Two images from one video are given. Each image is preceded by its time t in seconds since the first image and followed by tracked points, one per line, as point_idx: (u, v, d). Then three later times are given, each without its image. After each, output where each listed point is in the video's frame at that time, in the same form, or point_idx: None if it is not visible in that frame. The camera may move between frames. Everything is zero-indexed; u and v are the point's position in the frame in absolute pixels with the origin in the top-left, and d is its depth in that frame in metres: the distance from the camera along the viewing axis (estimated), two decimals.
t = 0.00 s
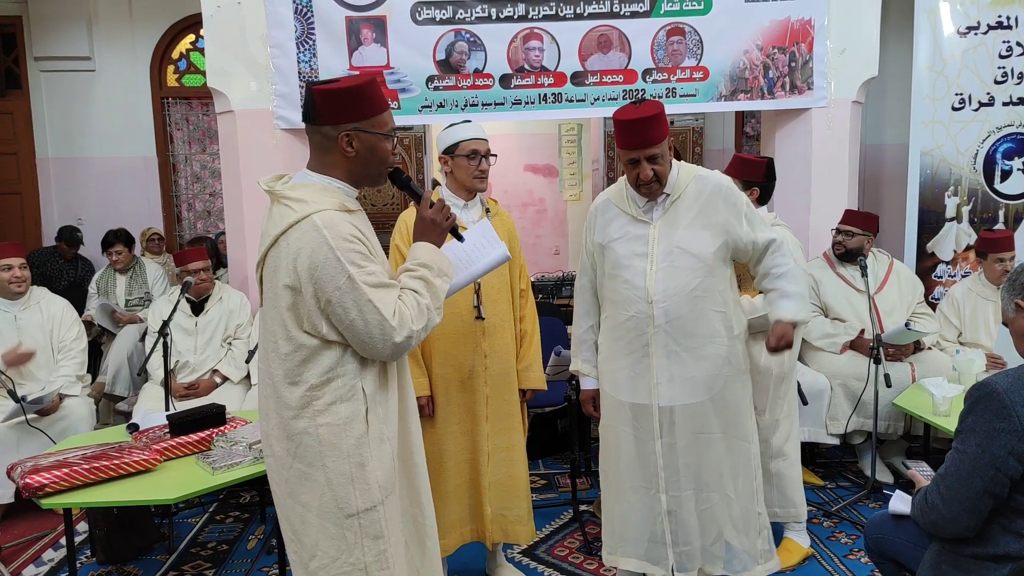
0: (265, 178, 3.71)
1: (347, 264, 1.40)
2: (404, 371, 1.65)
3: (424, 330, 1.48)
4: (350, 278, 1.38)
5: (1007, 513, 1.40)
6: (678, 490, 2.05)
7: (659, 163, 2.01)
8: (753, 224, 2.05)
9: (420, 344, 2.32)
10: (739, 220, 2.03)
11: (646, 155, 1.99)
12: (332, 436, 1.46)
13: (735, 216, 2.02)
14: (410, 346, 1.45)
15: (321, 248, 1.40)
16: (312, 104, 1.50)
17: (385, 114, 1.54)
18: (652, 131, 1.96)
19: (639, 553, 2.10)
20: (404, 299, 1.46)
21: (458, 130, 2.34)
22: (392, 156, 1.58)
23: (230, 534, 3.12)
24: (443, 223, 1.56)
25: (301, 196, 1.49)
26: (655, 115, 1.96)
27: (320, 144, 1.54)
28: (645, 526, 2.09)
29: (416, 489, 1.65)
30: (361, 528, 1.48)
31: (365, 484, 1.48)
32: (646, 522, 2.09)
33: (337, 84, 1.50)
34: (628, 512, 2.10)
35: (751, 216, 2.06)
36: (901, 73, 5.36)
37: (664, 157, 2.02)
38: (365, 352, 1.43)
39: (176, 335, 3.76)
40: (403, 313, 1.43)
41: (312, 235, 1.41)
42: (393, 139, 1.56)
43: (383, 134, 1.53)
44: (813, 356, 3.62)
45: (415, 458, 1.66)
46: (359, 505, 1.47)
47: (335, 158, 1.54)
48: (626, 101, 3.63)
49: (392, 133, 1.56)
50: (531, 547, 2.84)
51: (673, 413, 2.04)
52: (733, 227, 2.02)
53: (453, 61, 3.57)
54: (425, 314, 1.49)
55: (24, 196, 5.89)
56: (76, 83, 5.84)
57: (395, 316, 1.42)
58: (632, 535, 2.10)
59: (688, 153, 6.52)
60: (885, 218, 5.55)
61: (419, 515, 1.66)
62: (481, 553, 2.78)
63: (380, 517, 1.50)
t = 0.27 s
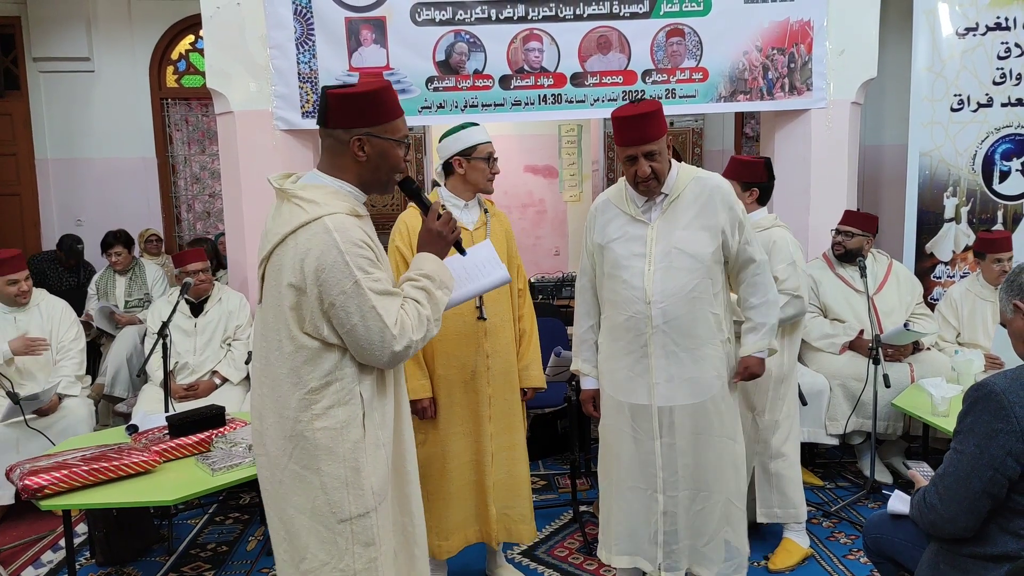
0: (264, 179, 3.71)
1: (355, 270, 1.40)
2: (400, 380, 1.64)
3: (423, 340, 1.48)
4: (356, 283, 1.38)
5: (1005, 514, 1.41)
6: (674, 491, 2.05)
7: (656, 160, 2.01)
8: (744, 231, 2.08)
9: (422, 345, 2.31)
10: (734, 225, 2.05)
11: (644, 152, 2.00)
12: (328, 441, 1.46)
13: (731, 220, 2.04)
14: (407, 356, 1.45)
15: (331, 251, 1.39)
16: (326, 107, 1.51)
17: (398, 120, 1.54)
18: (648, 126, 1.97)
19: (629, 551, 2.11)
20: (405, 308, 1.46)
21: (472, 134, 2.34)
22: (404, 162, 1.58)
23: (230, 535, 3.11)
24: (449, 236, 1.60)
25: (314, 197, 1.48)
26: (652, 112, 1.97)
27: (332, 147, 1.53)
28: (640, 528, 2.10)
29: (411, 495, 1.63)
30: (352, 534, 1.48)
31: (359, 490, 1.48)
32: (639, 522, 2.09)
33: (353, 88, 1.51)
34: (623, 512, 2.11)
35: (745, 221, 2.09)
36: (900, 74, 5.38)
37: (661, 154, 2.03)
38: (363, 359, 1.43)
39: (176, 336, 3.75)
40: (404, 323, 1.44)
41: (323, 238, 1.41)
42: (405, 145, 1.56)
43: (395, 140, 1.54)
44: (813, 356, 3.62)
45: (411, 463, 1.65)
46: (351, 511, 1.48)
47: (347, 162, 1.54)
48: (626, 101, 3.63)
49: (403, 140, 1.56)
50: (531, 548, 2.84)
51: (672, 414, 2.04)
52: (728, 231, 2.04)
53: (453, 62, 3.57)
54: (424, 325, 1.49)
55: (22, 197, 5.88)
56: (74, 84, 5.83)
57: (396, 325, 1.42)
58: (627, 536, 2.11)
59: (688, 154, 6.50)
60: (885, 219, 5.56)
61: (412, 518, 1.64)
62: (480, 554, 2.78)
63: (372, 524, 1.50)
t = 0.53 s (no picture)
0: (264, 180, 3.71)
1: (358, 262, 1.40)
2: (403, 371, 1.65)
3: (428, 330, 1.49)
4: (361, 276, 1.39)
5: (1004, 515, 1.41)
6: (671, 491, 2.05)
7: (657, 160, 2.02)
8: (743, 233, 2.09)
9: (428, 347, 2.29)
10: (733, 226, 2.05)
11: (644, 151, 2.00)
12: (332, 438, 1.46)
13: (730, 221, 2.05)
14: (414, 348, 1.46)
15: (333, 244, 1.40)
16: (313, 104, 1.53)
17: (384, 111, 1.53)
18: (649, 124, 1.97)
19: (623, 550, 2.11)
20: (410, 301, 1.47)
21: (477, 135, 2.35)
22: (394, 156, 1.57)
23: (230, 536, 3.11)
24: (448, 227, 1.60)
25: (314, 194, 1.48)
26: (654, 111, 1.97)
27: (320, 142, 1.55)
28: (634, 529, 2.09)
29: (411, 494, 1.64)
30: (356, 531, 1.49)
31: (359, 488, 1.48)
32: (635, 523, 2.09)
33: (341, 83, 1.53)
34: (620, 513, 2.11)
35: (744, 223, 2.09)
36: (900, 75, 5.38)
37: (662, 155, 2.03)
38: (370, 352, 1.43)
39: (176, 337, 3.75)
40: (409, 314, 1.45)
41: (325, 232, 1.41)
42: (393, 137, 1.55)
43: (381, 131, 1.53)
44: (813, 357, 3.63)
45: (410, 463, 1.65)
46: (353, 509, 1.48)
47: (334, 155, 1.54)
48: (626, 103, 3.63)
49: (392, 131, 1.55)
50: (531, 548, 2.85)
51: (671, 415, 2.04)
52: (728, 233, 2.04)
53: (453, 63, 3.57)
54: (429, 315, 1.50)
55: (22, 198, 5.88)
56: (74, 85, 5.83)
57: (402, 316, 1.43)
58: (624, 537, 2.10)
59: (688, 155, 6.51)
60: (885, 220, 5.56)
61: (411, 515, 1.66)
62: (481, 557, 2.77)
63: (375, 522, 1.51)
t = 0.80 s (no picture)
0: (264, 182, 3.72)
1: (347, 257, 1.40)
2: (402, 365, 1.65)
3: (424, 320, 1.47)
4: (350, 272, 1.38)
5: (1004, 515, 1.41)
6: (669, 492, 2.05)
7: (656, 160, 2.02)
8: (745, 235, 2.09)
9: (427, 348, 2.30)
10: (734, 228, 2.06)
11: (642, 151, 2.01)
12: (333, 435, 1.46)
13: (731, 223, 2.05)
14: (410, 340, 1.44)
15: (320, 241, 1.40)
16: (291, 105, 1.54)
17: (361, 104, 1.53)
18: (648, 125, 1.97)
19: (623, 552, 2.11)
20: (403, 293, 1.46)
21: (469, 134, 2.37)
22: (377, 147, 1.56)
23: (230, 538, 3.11)
24: (439, 213, 1.57)
25: (298, 193, 1.49)
26: (654, 112, 1.98)
27: (302, 141, 1.56)
28: (633, 530, 2.09)
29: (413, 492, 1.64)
30: (360, 528, 1.48)
31: (363, 481, 1.48)
32: (633, 524, 2.09)
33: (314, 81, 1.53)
34: (620, 514, 2.10)
35: (745, 224, 2.09)
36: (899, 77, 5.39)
37: (662, 157, 2.03)
38: (367, 346, 1.43)
39: (176, 338, 3.75)
40: (402, 305, 1.43)
41: (311, 229, 1.41)
42: (373, 129, 1.54)
43: (359, 124, 1.52)
44: (812, 358, 3.64)
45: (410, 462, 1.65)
46: (358, 504, 1.47)
47: (316, 153, 1.54)
48: (626, 104, 3.63)
49: (371, 123, 1.54)
50: (530, 549, 2.85)
51: (671, 415, 2.04)
52: (728, 234, 2.04)
53: (452, 64, 3.57)
54: (424, 306, 1.48)
55: (22, 199, 5.88)
56: (73, 86, 5.83)
57: (394, 308, 1.42)
58: (624, 538, 2.10)
59: (687, 156, 6.49)
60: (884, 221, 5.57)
61: (412, 515, 1.65)
62: (480, 559, 2.77)
63: (379, 516, 1.51)
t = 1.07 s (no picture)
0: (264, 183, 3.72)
1: (355, 262, 1.40)
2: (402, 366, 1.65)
3: (430, 324, 1.48)
4: (359, 276, 1.38)
5: (1004, 515, 1.41)
6: (669, 494, 2.05)
7: (654, 160, 2.01)
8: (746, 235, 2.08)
9: (423, 349, 2.31)
10: (735, 228, 2.06)
11: (639, 150, 2.00)
12: (331, 438, 1.46)
13: (732, 223, 2.05)
14: (417, 344, 1.45)
15: (329, 245, 1.40)
16: (301, 106, 1.53)
17: (376, 109, 1.54)
18: (648, 124, 1.97)
19: (622, 553, 2.10)
20: (410, 297, 1.46)
21: (457, 135, 2.37)
22: (386, 153, 1.57)
23: (229, 539, 3.11)
24: (443, 218, 1.58)
25: (304, 195, 1.48)
26: (654, 112, 1.98)
27: (312, 143, 1.55)
28: (633, 532, 2.08)
29: (414, 492, 1.64)
30: (357, 531, 1.48)
31: (360, 486, 1.48)
32: (633, 526, 2.08)
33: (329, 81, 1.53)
34: (620, 515, 2.10)
35: (745, 224, 2.09)
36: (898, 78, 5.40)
37: (660, 156, 2.03)
38: (373, 351, 1.43)
39: (175, 339, 3.74)
40: (410, 310, 1.44)
41: (319, 233, 1.41)
42: (386, 134, 1.56)
43: (374, 129, 1.53)
44: (812, 359, 3.63)
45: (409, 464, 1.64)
46: (355, 508, 1.47)
47: (327, 155, 1.54)
48: (625, 105, 3.63)
49: (384, 129, 1.55)
50: (530, 551, 2.84)
51: (671, 415, 2.04)
52: (729, 234, 2.05)
53: (452, 65, 3.57)
54: (429, 310, 1.49)
55: (22, 200, 5.88)
56: (73, 87, 5.83)
57: (402, 313, 1.42)
58: (623, 539, 2.10)
59: (687, 157, 6.48)
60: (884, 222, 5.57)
61: (412, 517, 1.65)
62: (479, 559, 2.77)
63: (375, 520, 1.50)
